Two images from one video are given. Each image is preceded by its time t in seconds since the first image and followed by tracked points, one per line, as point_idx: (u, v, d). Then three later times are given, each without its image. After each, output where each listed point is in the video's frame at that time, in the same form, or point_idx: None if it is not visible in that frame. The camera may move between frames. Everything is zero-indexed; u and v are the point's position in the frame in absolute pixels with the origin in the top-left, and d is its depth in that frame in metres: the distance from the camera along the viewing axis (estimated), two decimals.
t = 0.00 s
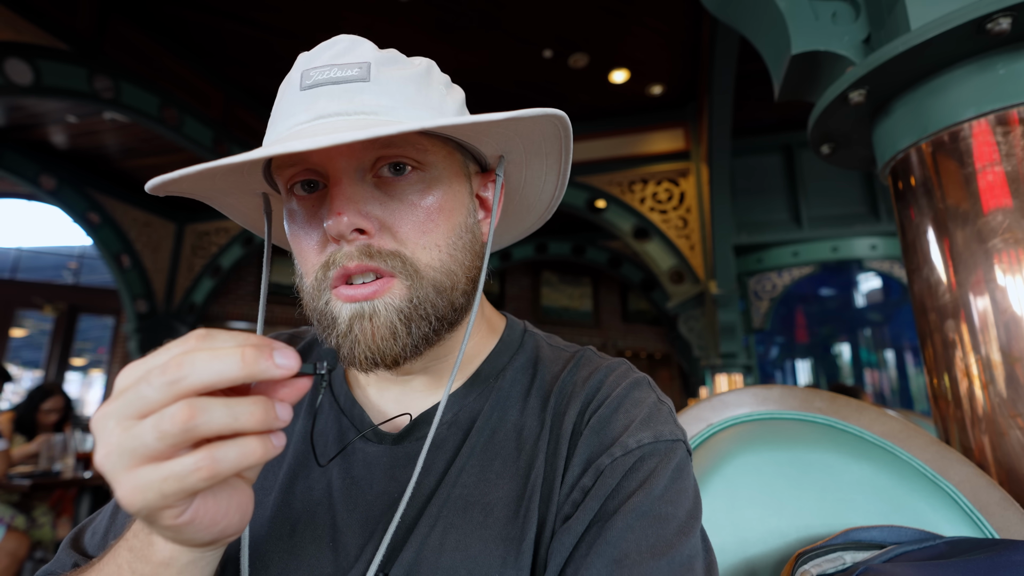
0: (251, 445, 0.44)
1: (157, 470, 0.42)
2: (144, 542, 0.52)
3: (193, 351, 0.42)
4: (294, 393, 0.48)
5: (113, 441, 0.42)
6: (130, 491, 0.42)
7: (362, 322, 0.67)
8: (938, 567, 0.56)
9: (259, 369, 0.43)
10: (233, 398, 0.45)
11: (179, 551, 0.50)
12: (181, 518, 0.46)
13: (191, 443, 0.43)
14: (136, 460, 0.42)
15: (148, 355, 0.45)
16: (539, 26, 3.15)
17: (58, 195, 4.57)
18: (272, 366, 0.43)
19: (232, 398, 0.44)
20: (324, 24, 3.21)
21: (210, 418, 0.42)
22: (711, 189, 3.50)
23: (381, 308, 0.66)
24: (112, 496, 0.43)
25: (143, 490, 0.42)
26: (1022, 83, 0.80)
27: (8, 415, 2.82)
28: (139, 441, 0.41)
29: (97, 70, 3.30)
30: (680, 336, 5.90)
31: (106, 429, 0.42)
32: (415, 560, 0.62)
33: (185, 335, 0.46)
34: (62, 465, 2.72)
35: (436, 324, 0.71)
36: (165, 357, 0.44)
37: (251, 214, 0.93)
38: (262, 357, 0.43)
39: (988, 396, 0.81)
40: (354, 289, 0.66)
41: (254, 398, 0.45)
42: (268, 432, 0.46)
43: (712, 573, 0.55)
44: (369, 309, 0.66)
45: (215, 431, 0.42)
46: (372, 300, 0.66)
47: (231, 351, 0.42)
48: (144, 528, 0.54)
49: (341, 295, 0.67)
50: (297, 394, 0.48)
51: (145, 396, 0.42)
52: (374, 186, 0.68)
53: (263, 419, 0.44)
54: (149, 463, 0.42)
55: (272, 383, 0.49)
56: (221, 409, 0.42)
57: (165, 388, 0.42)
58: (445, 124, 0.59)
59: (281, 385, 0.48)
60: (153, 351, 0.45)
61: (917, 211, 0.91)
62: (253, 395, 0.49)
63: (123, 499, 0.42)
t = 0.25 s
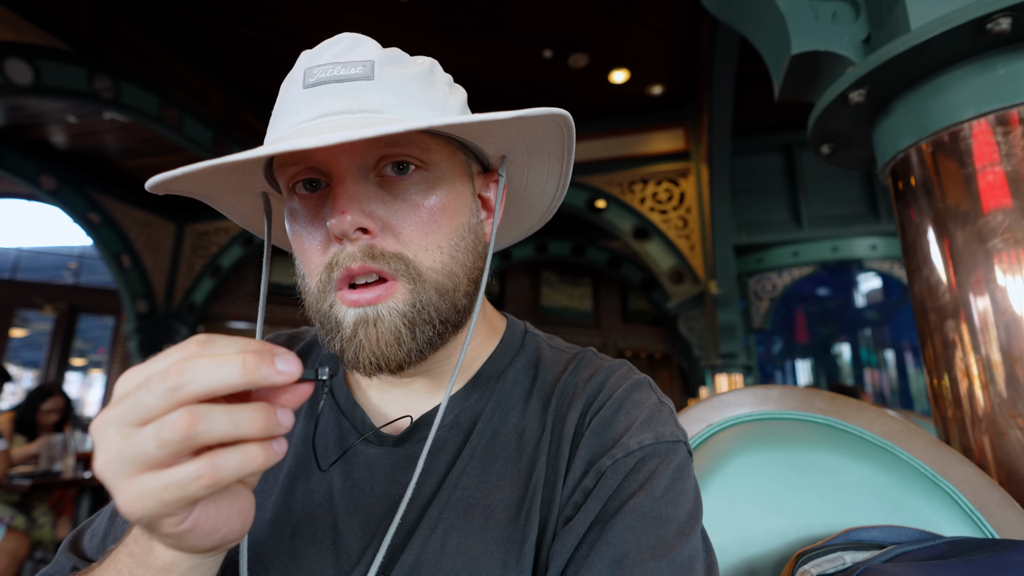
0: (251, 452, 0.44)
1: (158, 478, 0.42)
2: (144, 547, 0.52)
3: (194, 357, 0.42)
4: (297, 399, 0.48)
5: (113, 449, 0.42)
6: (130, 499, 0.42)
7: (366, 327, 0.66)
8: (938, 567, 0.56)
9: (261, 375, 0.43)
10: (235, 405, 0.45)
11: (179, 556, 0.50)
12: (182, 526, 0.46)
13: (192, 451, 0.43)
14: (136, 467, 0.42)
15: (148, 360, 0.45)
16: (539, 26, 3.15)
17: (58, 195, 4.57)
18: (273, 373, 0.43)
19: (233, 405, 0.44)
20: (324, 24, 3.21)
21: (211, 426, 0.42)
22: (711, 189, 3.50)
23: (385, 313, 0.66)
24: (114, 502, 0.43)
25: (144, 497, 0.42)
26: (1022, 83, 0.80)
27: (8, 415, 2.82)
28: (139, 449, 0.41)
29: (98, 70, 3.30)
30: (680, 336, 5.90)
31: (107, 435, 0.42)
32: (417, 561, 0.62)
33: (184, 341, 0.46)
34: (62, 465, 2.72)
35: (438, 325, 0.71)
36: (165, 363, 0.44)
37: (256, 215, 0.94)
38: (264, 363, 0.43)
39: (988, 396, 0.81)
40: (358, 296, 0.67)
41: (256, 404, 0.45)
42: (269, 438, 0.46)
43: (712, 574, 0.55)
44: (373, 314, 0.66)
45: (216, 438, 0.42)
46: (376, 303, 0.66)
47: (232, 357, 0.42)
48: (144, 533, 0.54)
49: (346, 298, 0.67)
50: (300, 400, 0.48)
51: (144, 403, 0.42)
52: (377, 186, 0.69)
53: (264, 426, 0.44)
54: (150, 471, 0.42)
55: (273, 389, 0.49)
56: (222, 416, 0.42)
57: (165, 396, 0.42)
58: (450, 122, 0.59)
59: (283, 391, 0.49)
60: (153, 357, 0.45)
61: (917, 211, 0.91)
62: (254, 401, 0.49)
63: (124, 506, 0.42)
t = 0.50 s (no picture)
0: (252, 452, 0.44)
1: (158, 477, 0.42)
2: (144, 547, 0.52)
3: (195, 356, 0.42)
4: (297, 399, 0.48)
5: (113, 449, 0.42)
6: (130, 498, 0.42)
7: (364, 315, 0.66)
8: (938, 567, 0.56)
9: (261, 375, 0.43)
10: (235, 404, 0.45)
11: (180, 556, 0.50)
12: (183, 525, 0.46)
13: (192, 450, 0.43)
14: (137, 467, 0.42)
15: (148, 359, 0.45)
16: (539, 26, 3.15)
17: (58, 195, 4.57)
18: (274, 373, 0.43)
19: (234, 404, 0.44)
20: (325, 24, 3.21)
21: (211, 425, 0.42)
22: (711, 189, 3.50)
23: (383, 299, 0.66)
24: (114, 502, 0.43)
25: (143, 496, 0.42)
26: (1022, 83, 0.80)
27: (8, 415, 2.82)
28: (139, 449, 0.41)
29: (98, 70, 3.31)
30: (679, 336, 5.90)
31: (107, 435, 0.42)
32: (416, 561, 0.62)
33: (185, 340, 0.46)
34: (62, 465, 2.72)
35: (440, 322, 0.71)
36: (165, 362, 0.44)
37: (255, 213, 0.93)
38: (265, 363, 0.43)
39: (989, 397, 0.81)
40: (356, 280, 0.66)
41: (256, 403, 0.45)
42: (269, 436, 0.46)
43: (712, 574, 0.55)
44: (371, 300, 0.66)
45: (217, 438, 0.42)
46: (374, 290, 0.66)
47: (232, 357, 0.42)
48: (145, 533, 0.54)
49: (346, 286, 0.66)
50: (300, 400, 0.48)
51: (145, 403, 0.42)
52: (380, 184, 0.69)
53: (265, 426, 0.44)
54: (150, 470, 0.42)
55: (274, 389, 0.49)
56: (222, 416, 0.42)
57: (166, 395, 0.42)
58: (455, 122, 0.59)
59: (283, 391, 0.49)
60: (153, 356, 0.45)
61: (917, 211, 0.91)
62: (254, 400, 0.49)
63: (123, 506, 0.42)
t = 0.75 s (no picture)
0: (258, 442, 0.44)
1: (163, 467, 0.42)
2: (144, 541, 0.52)
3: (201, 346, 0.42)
4: (300, 389, 0.48)
5: (117, 439, 0.42)
6: (135, 488, 0.42)
7: (384, 325, 0.66)
8: (939, 567, 0.56)
9: (266, 365, 0.43)
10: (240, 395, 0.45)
11: (181, 549, 0.50)
12: (187, 515, 0.46)
13: (197, 440, 0.43)
14: (142, 457, 0.42)
15: (151, 351, 0.45)
16: (539, 26, 3.15)
17: (58, 195, 4.57)
18: (279, 363, 0.43)
19: (240, 395, 0.44)
20: (325, 24, 3.21)
21: (217, 415, 0.42)
22: (711, 189, 3.50)
23: (412, 311, 0.67)
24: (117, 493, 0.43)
25: (149, 486, 0.42)
26: (1023, 83, 0.80)
27: (8, 415, 2.82)
28: (146, 438, 0.41)
29: (98, 70, 3.32)
30: (679, 336, 5.90)
31: (111, 426, 0.42)
32: (412, 559, 0.62)
33: (188, 330, 0.46)
34: (62, 465, 2.72)
35: (460, 325, 0.72)
36: (170, 352, 0.44)
37: (255, 197, 0.91)
38: (270, 354, 0.43)
39: (988, 397, 0.81)
40: (384, 293, 0.68)
41: (261, 394, 0.45)
42: (275, 427, 0.46)
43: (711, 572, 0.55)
44: (399, 313, 0.67)
45: (222, 427, 0.42)
46: (404, 302, 0.67)
47: (238, 347, 0.42)
48: (144, 527, 0.54)
49: (370, 294, 0.68)
50: (303, 391, 0.48)
51: (150, 393, 0.42)
52: (411, 176, 0.70)
53: (272, 416, 0.44)
54: (155, 459, 0.42)
55: (277, 380, 0.49)
56: (229, 405, 0.42)
57: (172, 384, 0.42)
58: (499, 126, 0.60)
59: (287, 381, 0.49)
60: (156, 347, 0.45)
61: (917, 211, 0.92)
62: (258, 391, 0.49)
63: (128, 496, 0.42)
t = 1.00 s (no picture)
0: (283, 447, 0.44)
1: (188, 474, 0.42)
2: (157, 545, 0.52)
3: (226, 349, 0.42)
4: (324, 393, 0.46)
5: (139, 445, 0.42)
6: (159, 495, 0.42)
7: (411, 325, 0.69)
8: (938, 567, 0.56)
9: (293, 368, 0.42)
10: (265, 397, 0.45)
11: (198, 554, 0.50)
12: (209, 522, 0.46)
13: (222, 446, 0.43)
14: (165, 464, 0.42)
15: (170, 352, 0.45)
16: (539, 26, 3.15)
17: (58, 195, 4.57)
18: (305, 366, 0.43)
19: (265, 398, 0.44)
20: (324, 24, 3.21)
21: (244, 420, 0.42)
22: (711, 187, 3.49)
23: (438, 311, 0.70)
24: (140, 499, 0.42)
25: (173, 494, 0.42)
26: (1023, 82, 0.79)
27: (8, 415, 2.82)
28: (169, 445, 0.41)
29: (97, 70, 3.35)
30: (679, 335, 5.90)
31: (130, 430, 0.42)
32: (414, 564, 0.62)
33: (207, 331, 0.46)
34: (62, 465, 2.72)
35: (479, 330, 0.74)
36: (192, 354, 0.44)
37: (254, 186, 0.87)
38: (296, 356, 0.43)
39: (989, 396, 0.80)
40: (411, 293, 0.70)
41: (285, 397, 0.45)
42: (299, 431, 0.45)
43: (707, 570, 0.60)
44: (425, 312, 0.69)
45: (248, 432, 0.42)
46: (431, 301, 0.69)
47: (265, 350, 0.42)
48: (156, 531, 0.53)
49: (393, 293, 0.69)
50: (327, 394, 0.46)
51: (173, 396, 0.42)
52: (443, 183, 0.72)
53: (300, 421, 0.44)
54: (178, 467, 0.42)
55: (301, 382, 0.47)
56: (255, 410, 0.43)
57: (195, 388, 0.42)
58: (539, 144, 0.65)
59: (310, 384, 0.47)
60: (175, 347, 0.45)
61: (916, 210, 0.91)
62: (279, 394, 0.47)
63: (151, 502, 0.42)
